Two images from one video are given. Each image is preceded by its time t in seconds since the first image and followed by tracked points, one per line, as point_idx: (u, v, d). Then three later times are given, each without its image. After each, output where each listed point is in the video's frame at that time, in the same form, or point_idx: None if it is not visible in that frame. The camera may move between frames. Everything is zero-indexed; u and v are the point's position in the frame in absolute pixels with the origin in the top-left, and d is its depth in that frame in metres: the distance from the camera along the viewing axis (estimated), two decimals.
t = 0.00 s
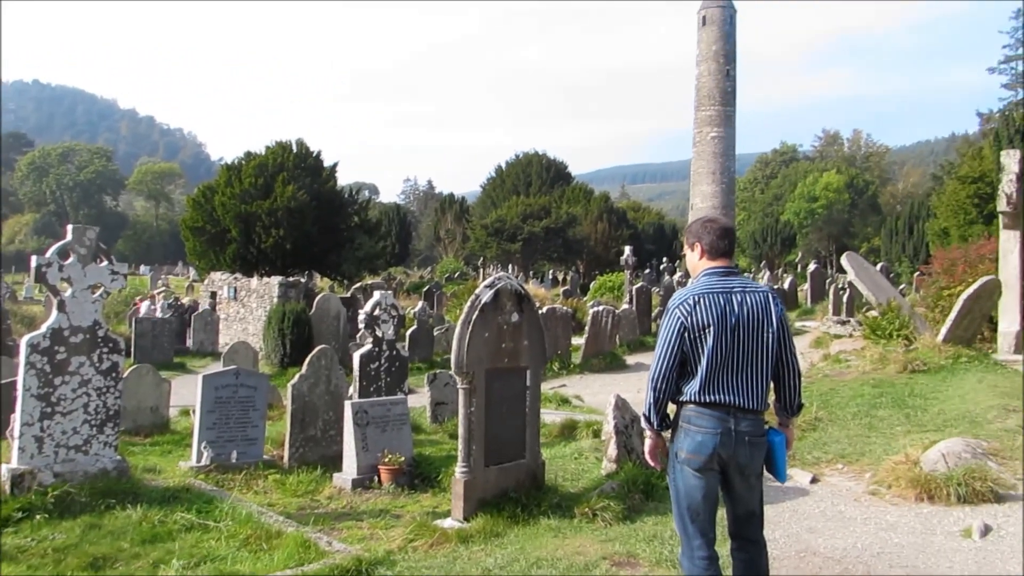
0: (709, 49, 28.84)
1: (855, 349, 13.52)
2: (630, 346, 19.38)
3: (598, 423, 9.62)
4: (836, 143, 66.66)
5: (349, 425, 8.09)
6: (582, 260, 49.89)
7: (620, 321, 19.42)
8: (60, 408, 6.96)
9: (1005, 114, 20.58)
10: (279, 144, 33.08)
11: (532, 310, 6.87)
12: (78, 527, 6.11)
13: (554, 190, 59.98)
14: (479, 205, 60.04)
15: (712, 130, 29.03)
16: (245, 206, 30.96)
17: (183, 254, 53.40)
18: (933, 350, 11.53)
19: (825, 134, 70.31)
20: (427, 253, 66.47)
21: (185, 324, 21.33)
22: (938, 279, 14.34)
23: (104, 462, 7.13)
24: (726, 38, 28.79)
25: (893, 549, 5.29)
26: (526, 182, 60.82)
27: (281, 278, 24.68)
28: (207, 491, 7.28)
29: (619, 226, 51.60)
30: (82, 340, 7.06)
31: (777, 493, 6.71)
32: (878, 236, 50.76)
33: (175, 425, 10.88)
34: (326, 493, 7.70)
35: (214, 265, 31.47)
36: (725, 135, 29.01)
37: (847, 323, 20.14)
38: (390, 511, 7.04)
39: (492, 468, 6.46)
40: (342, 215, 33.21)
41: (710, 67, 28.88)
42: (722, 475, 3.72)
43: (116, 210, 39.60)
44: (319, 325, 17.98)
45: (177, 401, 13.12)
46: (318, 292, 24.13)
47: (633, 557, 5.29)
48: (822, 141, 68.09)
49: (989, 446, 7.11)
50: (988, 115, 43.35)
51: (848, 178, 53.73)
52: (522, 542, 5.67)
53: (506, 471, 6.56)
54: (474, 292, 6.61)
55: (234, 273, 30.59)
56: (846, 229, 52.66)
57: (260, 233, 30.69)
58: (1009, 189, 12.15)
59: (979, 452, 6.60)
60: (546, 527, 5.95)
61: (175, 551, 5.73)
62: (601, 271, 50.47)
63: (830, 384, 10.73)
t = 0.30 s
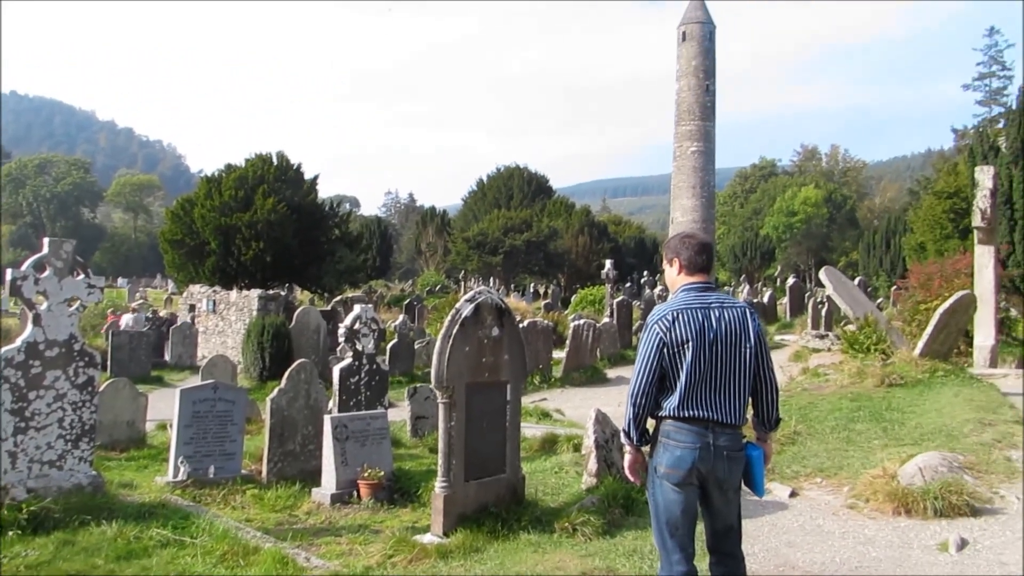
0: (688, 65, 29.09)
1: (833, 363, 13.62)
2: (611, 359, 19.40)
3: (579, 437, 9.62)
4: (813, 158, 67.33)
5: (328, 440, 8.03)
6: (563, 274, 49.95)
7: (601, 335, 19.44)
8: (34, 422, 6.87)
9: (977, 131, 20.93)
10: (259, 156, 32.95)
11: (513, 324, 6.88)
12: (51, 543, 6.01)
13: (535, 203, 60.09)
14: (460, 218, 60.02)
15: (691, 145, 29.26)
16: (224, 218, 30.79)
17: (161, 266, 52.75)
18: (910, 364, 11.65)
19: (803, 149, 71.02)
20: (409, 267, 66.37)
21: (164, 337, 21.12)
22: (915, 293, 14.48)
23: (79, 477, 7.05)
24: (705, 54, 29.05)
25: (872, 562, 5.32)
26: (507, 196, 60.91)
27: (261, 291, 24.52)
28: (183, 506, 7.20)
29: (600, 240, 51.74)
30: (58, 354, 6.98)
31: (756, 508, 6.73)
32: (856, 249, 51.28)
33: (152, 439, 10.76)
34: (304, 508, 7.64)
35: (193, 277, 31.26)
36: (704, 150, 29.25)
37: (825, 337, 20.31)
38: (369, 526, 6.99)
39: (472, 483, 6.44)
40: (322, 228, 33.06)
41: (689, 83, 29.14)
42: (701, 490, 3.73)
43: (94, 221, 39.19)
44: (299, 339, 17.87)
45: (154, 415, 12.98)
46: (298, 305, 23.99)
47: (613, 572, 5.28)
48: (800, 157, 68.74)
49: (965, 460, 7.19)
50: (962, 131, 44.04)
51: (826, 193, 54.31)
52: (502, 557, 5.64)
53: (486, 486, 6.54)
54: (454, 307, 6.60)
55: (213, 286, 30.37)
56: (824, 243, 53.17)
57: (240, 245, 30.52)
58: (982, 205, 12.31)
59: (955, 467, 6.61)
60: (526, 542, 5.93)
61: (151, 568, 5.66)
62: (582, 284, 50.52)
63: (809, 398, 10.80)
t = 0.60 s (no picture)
0: (674, 80, 29.26)
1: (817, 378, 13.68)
2: (596, 374, 19.40)
3: (564, 451, 9.60)
4: (797, 174, 67.73)
5: (311, 455, 7.98)
6: (549, 288, 50.02)
7: (586, 349, 19.45)
8: (13, 437, 6.80)
9: (957, 148, 21.15)
10: (244, 169, 32.86)
11: (498, 339, 6.86)
12: (29, 560, 5.91)
13: (521, 217, 60.21)
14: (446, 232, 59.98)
15: (677, 160, 29.45)
16: (209, 231, 30.66)
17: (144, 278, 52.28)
18: (892, 379, 11.72)
19: (787, 164, 71.49)
20: (394, 280, 66.27)
21: (147, 351, 20.96)
22: (898, 308, 14.59)
23: (59, 493, 6.96)
24: (690, 70, 29.24)
25: None
26: (494, 209, 60.98)
27: (245, 304, 24.39)
28: (165, 522, 7.12)
29: (586, 254, 51.81)
30: (38, 368, 6.91)
31: (741, 523, 6.73)
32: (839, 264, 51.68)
33: (133, 454, 10.65)
34: (287, 524, 7.58)
35: (177, 290, 31.12)
36: (689, 166, 29.43)
37: (809, 352, 20.38)
38: (352, 542, 6.94)
39: (456, 498, 6.42)
40: (307, 241, 32.94)
41: (674, 98, 29.34)
42: (686, 504, 3.74)
43: (76, 233, 38.79)
44: (283, 352, 17.77)
45: (136, 430, 12.86)
46: (283, 318, 23.88)
47: None
48: (784, 172, 69.15)
49: (947, 475, 7.22)
50: (943, 147, 44.52)
51: (810, 208, 54.78)
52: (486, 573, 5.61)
53: (471, 501, 6.51)
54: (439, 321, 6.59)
55: (197, 299, 30.21)
56: (808, 258, 53.53)
57: (224, 258, 30.37)
58: (964, 221, 12.41)
59: (938, 482, 6.68)
60: (510, 558, 5.90)
61: None
62: (568, 298, 50.51)
63: (793, 413, 10.83)
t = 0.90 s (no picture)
0: (663, 94, 29.44)
1: (805, 391, 13.71)
2: (585, 386, 19.38)
3: (553, 464, 9.58)
4: (785, 187, 68.07)
5: (299, 468, 7.93)
6: (538, 300, 50.05)
7: (575, 361, 19.44)
8: None
9: (943, 162, 21.33)
10: (233, 181, 32.78)
11: (486, 352, 6.85)
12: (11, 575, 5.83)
13: (511, 229, 60.28)
14: (436, 244, 59.96)
15: (665, 173, 29.60)
16: (197, 242, 30.56)
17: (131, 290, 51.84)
18: (880, 392, 11.75)
19: (774, 178, 71.86)
20: (383, 292, 66.21)
21: (133, 363, 20.82)
22: (886, 322, 14.68)
23: (42, 507, 6.88)
24: (679, 84, 29.42)
25: None
26: (483, 222, 61.04)
27: (233, 315, 24.29)
28: (150, 536, 7.05)
29: (575, 266, 51.88)
30: (23, 380, 6.85)
31: (729, 537, 6.72)
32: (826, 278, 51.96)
33: (119, 467, 10.58)
34: (274, 537, 7.52)
35: (164, 302, 31.06)
36: (678, 179, 29.61)
37: (797, 365, 20.44)
38: (340, 556, 6.90)
39: (444, 511, 6.39)
40: (296, 253, 32.81)
41: (663, 112, 29.52)
42: (674, 518, 3.74)
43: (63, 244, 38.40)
44: (271, 364, 17.69)
45: (122, 443, 12.76)
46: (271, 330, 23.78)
47: None
48: (772, 185, 69.47)
49: (934, 489, 7.24)
50: (929, 162, 44.89)
51: (797, 222, 55.09)
52: None
53: (459, 514, 6.49)
54: (428, 333, 6.57)
55: (185, 311, 30.11)
56: (796, 271, 53.78)
57: (212, 269, 30.30)
58: (949, 236, 12.51)
59: (925, 496, 6.67)
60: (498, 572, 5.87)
61: None
62: (557, 311, 50.54)
63: (781, 427, 10.84)
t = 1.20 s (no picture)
0: (654, 109, 29.63)
1: (796, 406, 13.72)
2: (576, 400, 19.36)
3: (544, 479, 9.55)
4: (775, 203, 68.41)
5: (288, 482, 7.88)
6: (529, 313, 50.06)
7: (566, 375, 19.41)
8: None
9: (931, 179, 21.49)
10: (225, 194, 32.73)
11: (477, 366, 6.83)
12: None
13: (502, 243, 60.33)
14: (427, 258, 59.96)
15: (656, 188, 29.73)
16: (187, 255, 30.49)
17: (120, 302, 51.61)
18: (870, 408, 11.76)
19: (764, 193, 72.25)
20: (374, 306, 66.14)
21: (122, 376, 20.69)
22: (875, 337, 14.73)
23: (28, 523, 6.78)
24: (670, 99, 29.61)
25: None
26: (474, 235, 61.09)
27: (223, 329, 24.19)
28: (137, 552, 6.99)
29: (566, 280, 51.95)
30: (10, 395, 6.80)
31: (720, 552, 6.70)
32: (816, 293, 52.19)
33: (107, 481, 10.49)
34: (263, 553, 7.46)
35: (155, 314, 31.01)
36: (669, 194, 29.75)
37: (787, 380, 20.48)
38: (329, 571, 6.84)
39: (434, 526, 6.37)
40: (287, 266, 32.69)
41: (654, 127, 29.67)
42: (666, 533, 3.73)
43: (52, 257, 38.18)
44: (261, 378, 17.60)
45: (110, 457, 12.65)
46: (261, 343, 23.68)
47: None
48: (762, 201, 69.80)
49: (924, 504, 7.25)
50: (917, 178, 45.24)
51: (787, 237, 55.36)
52: None
53: (449, 529, 6.46)
54: (418, 347, 6.56)
55: (174, 324, 30.03)
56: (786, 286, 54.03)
57: (202, 282, 30.24)
58: (938, 251, 12.58)
59: (914, 511, 6.68)
60: None
61: None
62: (548, 324, 50.56)
63: (772, 441, 10.84)
